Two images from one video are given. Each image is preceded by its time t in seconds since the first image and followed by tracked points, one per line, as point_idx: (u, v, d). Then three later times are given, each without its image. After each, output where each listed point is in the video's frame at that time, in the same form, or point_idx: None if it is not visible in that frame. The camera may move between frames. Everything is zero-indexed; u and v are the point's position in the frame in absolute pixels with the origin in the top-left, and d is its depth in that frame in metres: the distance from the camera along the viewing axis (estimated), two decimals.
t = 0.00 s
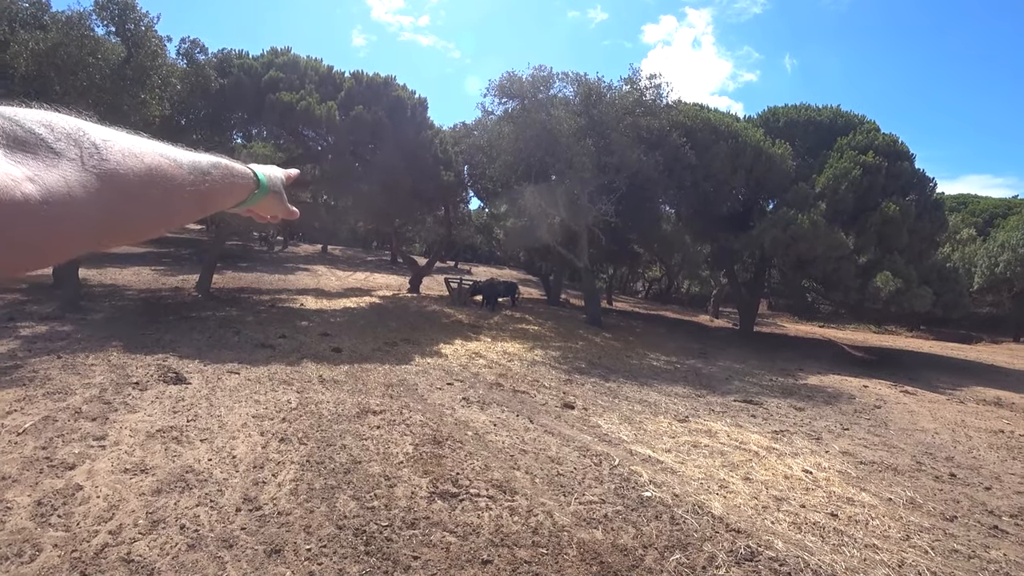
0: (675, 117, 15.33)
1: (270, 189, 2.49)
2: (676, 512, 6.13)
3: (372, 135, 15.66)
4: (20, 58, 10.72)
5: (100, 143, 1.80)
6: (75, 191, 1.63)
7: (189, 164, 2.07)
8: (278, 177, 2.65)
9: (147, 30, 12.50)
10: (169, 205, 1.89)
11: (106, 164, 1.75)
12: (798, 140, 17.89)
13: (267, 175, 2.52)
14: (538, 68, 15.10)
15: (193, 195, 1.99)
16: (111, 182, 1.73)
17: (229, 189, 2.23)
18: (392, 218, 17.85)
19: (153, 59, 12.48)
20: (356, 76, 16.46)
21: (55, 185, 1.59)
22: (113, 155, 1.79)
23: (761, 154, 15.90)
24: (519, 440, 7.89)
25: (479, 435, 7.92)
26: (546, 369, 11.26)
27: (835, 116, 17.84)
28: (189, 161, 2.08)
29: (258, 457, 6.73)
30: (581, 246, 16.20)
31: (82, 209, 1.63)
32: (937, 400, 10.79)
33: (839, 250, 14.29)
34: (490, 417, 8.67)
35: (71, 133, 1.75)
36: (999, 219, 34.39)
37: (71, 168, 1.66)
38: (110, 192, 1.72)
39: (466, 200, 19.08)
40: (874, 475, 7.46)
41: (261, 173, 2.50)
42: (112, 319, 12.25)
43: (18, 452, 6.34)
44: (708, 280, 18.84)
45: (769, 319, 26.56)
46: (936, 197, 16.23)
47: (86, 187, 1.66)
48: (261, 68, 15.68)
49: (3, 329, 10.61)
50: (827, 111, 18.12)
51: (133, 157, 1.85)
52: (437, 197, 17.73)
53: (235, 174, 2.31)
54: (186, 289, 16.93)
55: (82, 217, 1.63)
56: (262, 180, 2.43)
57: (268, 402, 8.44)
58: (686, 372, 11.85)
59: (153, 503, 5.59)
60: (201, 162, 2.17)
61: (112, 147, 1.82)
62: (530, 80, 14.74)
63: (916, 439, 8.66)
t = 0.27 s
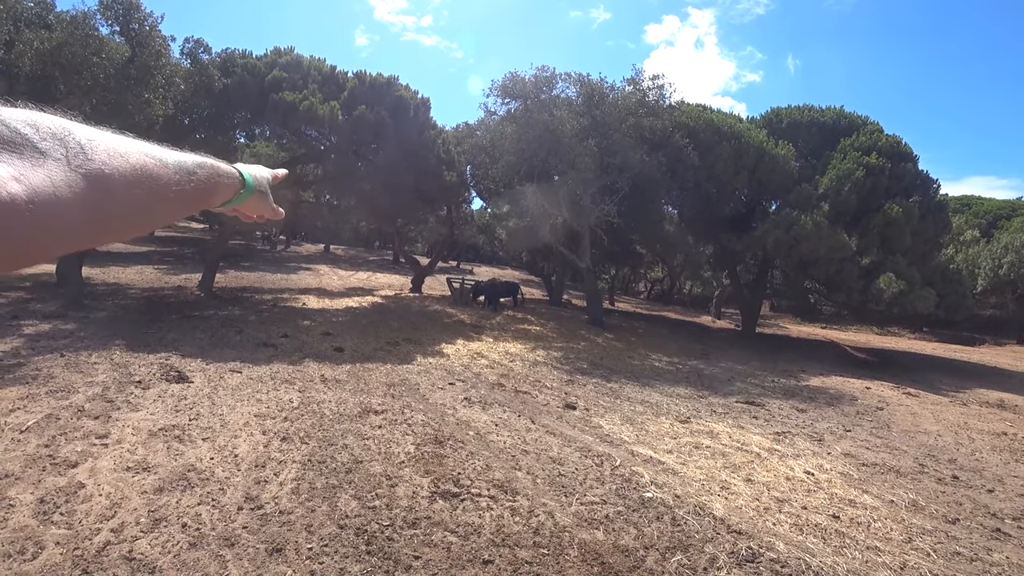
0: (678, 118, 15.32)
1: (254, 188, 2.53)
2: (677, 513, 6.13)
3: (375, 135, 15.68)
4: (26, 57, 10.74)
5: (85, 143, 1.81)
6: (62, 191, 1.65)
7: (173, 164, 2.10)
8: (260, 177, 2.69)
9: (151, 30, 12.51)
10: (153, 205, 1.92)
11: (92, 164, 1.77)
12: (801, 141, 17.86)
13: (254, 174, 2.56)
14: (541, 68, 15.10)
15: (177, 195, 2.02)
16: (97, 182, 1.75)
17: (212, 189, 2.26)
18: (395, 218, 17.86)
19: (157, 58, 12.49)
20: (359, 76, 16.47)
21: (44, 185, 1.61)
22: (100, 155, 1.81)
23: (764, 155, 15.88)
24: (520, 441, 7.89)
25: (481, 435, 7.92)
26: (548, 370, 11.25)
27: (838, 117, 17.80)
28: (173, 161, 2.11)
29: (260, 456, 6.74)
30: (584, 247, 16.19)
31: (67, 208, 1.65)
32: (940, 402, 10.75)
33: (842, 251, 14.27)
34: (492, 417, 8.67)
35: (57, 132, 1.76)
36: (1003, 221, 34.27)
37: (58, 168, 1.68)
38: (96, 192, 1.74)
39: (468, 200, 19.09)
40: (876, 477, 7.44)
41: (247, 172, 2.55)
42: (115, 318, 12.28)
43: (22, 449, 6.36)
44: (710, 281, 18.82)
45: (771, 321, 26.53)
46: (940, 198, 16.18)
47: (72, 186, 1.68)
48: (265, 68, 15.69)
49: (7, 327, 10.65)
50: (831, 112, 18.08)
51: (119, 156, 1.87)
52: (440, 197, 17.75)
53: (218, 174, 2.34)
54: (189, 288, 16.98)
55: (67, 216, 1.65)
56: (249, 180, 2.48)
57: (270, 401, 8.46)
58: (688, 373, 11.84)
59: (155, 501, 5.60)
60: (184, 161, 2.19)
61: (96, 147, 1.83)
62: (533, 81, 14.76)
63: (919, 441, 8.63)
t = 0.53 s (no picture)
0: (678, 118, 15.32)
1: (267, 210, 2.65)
2: (678, 513, 6.13)
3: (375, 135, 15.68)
4: (27, 57, 10.64)
5: (84, 171, 1.87)
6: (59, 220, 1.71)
7: (179, 187, 2.14)
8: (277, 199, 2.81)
9: (152, 29, 12.45)
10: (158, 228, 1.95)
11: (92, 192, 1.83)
12: (801, 141, 17.86)
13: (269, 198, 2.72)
14: (542, 68, 15.09)
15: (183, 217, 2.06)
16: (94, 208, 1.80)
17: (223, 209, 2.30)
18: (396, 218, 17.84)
19: (157, 58, 12.45)
20: (359, 76, 16.47)
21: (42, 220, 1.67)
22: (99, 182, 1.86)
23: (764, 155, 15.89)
24: (521, 440, 7.89)
25: (481, 435, 7.93)
26: (548, 369, 11.25)
27: (839, 118, 17.81)
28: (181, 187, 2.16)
29: (261, 455, 6.74)
30: (584, 246, 16.19)
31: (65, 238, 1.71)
32: (940, 402, 10.75)
33: (843, 251, 14.27)
34: (492, 417, 8.68)
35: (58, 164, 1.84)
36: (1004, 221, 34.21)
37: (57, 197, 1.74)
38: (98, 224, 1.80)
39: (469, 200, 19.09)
40: (877, 477, 7.44)
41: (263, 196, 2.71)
42: (116, 317, 12.28)
43: (22, 449, 6.37)
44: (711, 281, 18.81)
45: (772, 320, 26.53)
46: (941, 198, 16.18)
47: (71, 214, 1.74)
48: (265, 68, 15.66)
49: (8, 327, 10.65)
50: (831, 112, 18.08)
51: (119, 185, 1.92)
52: (440, 197, 17.76)
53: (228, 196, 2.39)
54: (189, 288, 16.98)
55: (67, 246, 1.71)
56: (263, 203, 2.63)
57: (271, 400, 8.46)
58: (689, 373, 11.84)
59: (156, 500, 5.61)
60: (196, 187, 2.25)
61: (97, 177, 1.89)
62: (534, 81, 14.76)
63: (919, 441, 8.63)
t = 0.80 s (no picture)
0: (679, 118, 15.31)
1: (292, 385, 1.78)
2: (676, 514, 6.13)
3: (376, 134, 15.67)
4: (27, 55, 10.72)
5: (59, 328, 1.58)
6: None
7: (132, 358, 1.55)
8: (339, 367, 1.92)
9: (153, 28, 12.45)
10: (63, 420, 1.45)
11: None
12: (803, 143, 17.85)
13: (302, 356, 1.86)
14: (543, 68, 15.07)
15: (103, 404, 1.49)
16: None
17: (202, 389, 1.63)
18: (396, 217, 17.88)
19: (158, 56, 12.39)
20: (360, 75, 16.44)
21: None
22: None
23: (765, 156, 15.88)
24: (519, 440, 7.89)
25: (479, 434, 7.93)
26: (547, 370, 11.25)
27: (840, 119, 17.79)
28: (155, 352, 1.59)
29: (259, 454, 6.74)
30: (585, 247, 16.18)
31: None
32: (939, 405, 10.75)
33: (843, 253, 14.27)
34: (491, 416, 8.68)
35: None
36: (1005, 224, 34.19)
37: None
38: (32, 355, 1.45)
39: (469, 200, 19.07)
40: (875, 479, 7.44)
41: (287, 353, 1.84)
42: (116, 314, 12.28)
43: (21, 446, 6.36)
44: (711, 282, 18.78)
45: (772, 322, 26.53)
46: (942, 201, 16.18)
47: None
48: (266, 67, 15.57)
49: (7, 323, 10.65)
50: (832, 113, 18.06)
51: (29, 353, 1.42)
52: (441, 196, 17.77)
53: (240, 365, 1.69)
54: (189, 285, 16.98)
55: None
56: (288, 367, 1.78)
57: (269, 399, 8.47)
58: (687, 373, 11.84)
59: (154, 498, 5.61)
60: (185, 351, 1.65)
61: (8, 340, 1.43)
62: (535, 80, 14.75)
63: (918, 444, 8.64)
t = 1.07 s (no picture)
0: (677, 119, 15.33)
1: None
2: (670, 514, 6.15)
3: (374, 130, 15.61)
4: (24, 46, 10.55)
5: None
6: None
7: None
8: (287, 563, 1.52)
9: (151, 20, 12.34)
10: None
11: None
12: (800, 146, 17.90)
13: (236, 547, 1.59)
14: (542, 66, 15.06)
15: None
16: None
17: None
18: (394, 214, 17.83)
19: (156, 49, 12.29)
20: (359, 71, 16.35)
21: None
22: None
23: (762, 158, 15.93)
24: (515, 439, 7.90)
25: (475, 433, 7.93)
26: (542, 369, 11.26)
27: (837, 122, 17.85)
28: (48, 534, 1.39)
29: (254, 450, 6.72)
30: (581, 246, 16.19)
31: None
32: (932, 408, 10.82)
33: (838, 256, 14.34)
34: (486, 415, 8.68)
35: None
36: (998, 229, 34.38)
37: None
38: None
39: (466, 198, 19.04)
40: (867, 481, 7.49)
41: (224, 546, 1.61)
42: (111, 309, 12.21)
43: (13, 441, 6.32)
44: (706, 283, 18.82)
45: (766, 323, 26.61)
46: (936, 205, 16.27)
47: None
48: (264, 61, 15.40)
49: None
50: (829, 117, 18.13)
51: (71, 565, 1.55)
52: (438, 194, 17.73)
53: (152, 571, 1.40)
54: (184, 281, 16.89)
55: None
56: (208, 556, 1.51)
57: (264, 395, 8.43)
58: (683, 374, 11.87)
59: (147, 494, 5.58)
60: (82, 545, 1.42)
61: None
62: (534, 79, 14.74)
63: (910, 446, 8.69)
